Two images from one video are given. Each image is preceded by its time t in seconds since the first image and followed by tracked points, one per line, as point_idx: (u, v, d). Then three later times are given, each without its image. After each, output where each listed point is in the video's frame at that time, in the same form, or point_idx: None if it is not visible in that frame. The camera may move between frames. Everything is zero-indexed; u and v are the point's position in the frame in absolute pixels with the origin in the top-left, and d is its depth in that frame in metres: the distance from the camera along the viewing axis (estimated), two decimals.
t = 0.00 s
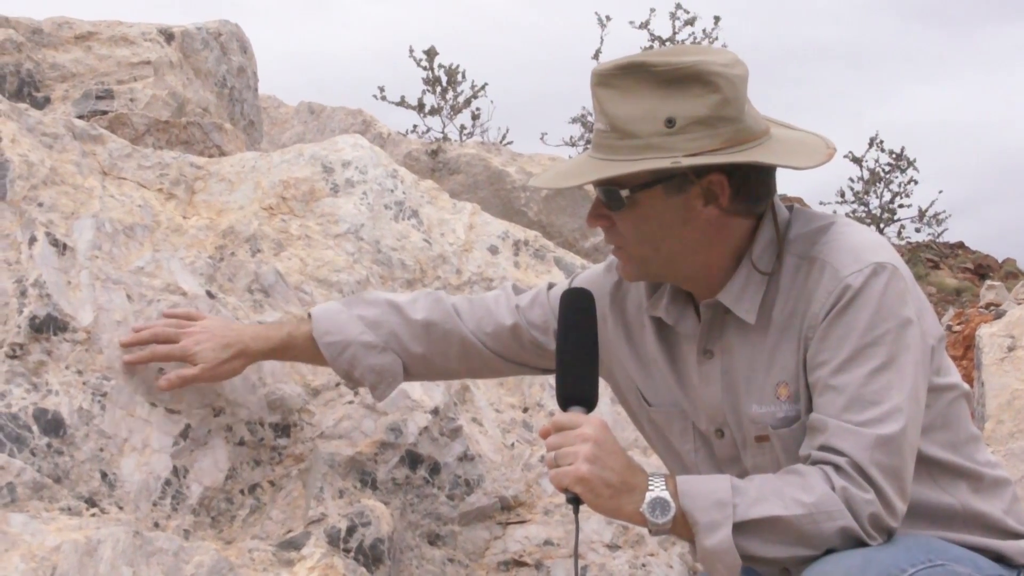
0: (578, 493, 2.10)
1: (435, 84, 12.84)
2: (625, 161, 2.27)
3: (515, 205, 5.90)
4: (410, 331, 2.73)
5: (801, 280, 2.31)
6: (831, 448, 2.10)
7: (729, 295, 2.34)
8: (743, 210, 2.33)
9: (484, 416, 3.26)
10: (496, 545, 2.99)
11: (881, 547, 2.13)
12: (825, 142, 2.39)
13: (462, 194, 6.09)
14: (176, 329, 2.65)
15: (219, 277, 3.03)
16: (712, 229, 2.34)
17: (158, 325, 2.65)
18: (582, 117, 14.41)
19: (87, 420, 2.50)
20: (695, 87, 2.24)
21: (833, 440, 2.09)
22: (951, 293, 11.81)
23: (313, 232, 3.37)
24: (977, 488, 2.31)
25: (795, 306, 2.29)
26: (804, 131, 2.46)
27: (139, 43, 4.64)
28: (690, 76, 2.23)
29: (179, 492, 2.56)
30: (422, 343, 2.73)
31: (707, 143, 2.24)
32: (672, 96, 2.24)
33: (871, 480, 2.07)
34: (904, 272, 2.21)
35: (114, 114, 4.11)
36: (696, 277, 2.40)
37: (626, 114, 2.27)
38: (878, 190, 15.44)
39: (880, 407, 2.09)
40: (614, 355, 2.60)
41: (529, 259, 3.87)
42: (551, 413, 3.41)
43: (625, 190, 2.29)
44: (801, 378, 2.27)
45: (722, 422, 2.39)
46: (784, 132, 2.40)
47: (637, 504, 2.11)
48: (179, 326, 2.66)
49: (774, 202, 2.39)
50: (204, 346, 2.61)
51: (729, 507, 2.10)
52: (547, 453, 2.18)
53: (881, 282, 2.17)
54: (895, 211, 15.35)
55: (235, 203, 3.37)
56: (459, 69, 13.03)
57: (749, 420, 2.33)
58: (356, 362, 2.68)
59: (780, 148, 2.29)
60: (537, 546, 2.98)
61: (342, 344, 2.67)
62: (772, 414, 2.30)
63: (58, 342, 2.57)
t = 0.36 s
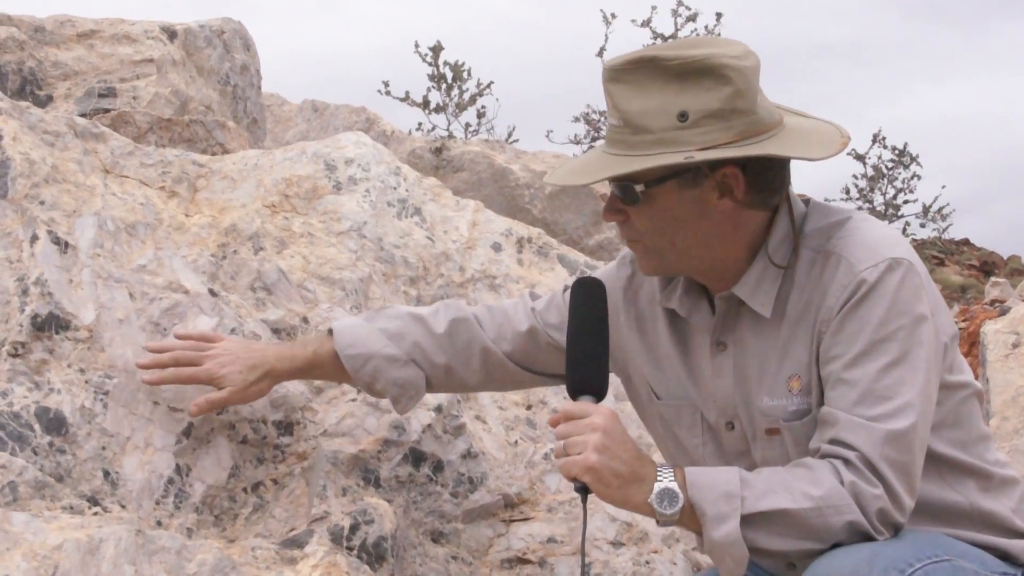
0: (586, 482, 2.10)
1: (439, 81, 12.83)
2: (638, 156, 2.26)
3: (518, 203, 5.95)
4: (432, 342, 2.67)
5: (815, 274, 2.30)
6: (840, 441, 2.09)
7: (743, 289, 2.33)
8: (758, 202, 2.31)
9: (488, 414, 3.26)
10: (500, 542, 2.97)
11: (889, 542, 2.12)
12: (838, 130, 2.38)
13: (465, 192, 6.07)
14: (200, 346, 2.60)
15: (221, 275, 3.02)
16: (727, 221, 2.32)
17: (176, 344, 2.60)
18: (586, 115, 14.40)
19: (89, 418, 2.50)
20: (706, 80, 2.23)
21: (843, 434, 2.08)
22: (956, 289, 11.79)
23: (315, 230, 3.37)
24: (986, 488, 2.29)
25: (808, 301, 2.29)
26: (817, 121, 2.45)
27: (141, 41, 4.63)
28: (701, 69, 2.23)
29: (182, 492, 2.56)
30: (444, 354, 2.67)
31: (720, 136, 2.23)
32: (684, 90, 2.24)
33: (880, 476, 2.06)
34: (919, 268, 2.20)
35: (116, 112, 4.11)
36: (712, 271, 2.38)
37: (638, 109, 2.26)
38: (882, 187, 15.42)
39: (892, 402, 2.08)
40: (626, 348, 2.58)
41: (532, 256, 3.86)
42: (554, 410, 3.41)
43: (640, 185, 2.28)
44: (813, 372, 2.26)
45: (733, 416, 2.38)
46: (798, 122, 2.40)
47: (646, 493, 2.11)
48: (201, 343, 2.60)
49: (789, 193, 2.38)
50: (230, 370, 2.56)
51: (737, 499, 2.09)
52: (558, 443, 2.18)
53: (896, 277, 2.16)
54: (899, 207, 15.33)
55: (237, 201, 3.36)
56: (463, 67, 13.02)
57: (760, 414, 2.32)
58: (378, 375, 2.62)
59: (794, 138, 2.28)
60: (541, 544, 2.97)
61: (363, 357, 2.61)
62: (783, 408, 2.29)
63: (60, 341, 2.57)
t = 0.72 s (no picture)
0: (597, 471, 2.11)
1: (443, 79, 12.83)
2: (669, 145, 2.25)
3: (522, 202, 5.95)
4: (463, 364, 2.72)
5: (836, 273, 2.30)
6: (855, 439, 2.08)
7: (763, 284, 2.33)
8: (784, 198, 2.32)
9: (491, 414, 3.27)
10: (503, 541, 2.96)
11: (898, 542, 2.10)
12: (866, 131, 2.38)
13: (468, 190, 5.95)
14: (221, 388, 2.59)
15: (224, 274, 3.03)
16: (752, 216, 2.33)
17: (206, 386, 2.57)
18: (589, 113, 14.40)
19: (92, 417, 2.50)
20: (740, 72, 2.23)
21: (857, 431, 2.07)
22: (961, 288, 11.78)
23: (318, 229, 3.37)
24: (1000, 493, 2.29)
25: (828, 299, 2.28)
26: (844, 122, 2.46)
27: (145, 40, 4.63)
28: (736, 60, 2.22)
29: (184, 491, 2.54)
30: (475, 374, 2.73)
31: (752, 128, 2.22)
32: (717, 80, 2.24)
33: (894, 475, 2.05)
34: (940, 270, 2.19)
35: (120, 112, 4.11)
36: (736, 264, 2.39)
37: (671, 98, 2.26)
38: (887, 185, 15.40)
39: (909, 401, 2.07)
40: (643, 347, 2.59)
41: (536, 254, 3.86)
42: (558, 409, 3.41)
43: (668, 175, 2.28)
44: (831, 370, 2.25)
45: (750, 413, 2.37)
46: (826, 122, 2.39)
47: (656, 485, 2.10)
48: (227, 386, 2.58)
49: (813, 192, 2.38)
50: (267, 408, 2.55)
51: (748, 493, 2.08)
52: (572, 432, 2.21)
53: (917, 277, 2.16)
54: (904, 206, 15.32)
55: (240, 200, 3.36)
56: (467, 66, 13.02)
57: (775, 411, 2.31)
58: (410, 399, 2.67)
59: (824, 135, 2.28)
60: (545, 543, 2.97)
61: (396, 382, 2.65)
62: (800, 405, 2.28)
63: (63, 340, 2.57)
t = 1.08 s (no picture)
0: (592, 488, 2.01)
1: (445, 80, 12.83)
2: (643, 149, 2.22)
3: (525, 200, 5.94)
4: (414, 363, 2.53)
5: (812, 271, 2.25)
6: (844, 438, 2.03)
7: (739, 287, 2.28)
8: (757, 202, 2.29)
9: (494, 413, 3.28)
10: (506, 540, 2.97)
11: (895, 538, 2.07)
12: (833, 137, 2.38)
13: (470, 189, 6.05)
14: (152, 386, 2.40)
15: (227, 274, 3.04)
16: (726, 220, 2.30)
17: (132, 388, 2.37)
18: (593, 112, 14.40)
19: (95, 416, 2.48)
20: (715, 76, 2.20)
21: (847, 430, 2.03)
22: (966, 286, 11.79)
23: (321, 228, 3.37)
24: (989, 480, 2.24)
25: (807, 298, 2.23)
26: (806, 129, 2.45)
27: (148, 40, 4.64)
28: (709, 64, 2.20)
29: (188, 489, 2.56)
30: (429, 374, 2.54)
31: (727, 131, 2.20)
32: (693, 84, 2.21)
33: (887, 472, 2.01)
34: (916, 262, 2.16)
35: (123, 111, 4.12)
36: (710, 270, 2.35)
37: (644, 102, 2.22)
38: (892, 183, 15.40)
39: (894, 396, 2.03)
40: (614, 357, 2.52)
41: (538, 253, 3.86)
42: (560, 408, 3.42)
43: (643, 179, 2.24)
44: (815, 369, 2.20)
45: (734, 417, 2.33)
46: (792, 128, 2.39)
47: (651, 498, 2.03)
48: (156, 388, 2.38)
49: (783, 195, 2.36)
50: (195, 412, 2.36)
51: (744, 500, 2.02)
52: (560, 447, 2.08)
53: (895, 271, 2.12)
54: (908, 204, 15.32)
55: (243, 199, 3.37)
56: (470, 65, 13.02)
57: (761, 414, 2.26)
58: (363, 400, 2.48)
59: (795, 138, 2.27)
60: (547, 541, 2.96)
61: (346, 384, 2.47)
62: (784, 407, 2.23)
63: (66, 340, 2.57)
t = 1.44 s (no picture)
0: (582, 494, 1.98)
1: (444, 78, 12.83)
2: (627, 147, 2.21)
3: (526, 198, 5.90)
4: (393, 367, 2.52)
5: (790, 271, 2.24)
6: (830, 437, 2.02)
7: (716, 288, 2.27)
8: (738, 203, 2.31)
9: (493, 410, 3.28)
10: (505, 536, 2.97)
11: (885, 533, 2.06)
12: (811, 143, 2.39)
13: (471, 186, 6.06)
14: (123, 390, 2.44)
15: (225, 272, 3.04)
16: (707, 221, 2.30)
17: (105, 391, 2.42)
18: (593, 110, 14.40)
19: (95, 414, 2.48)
20: (698, 76, 2.21)
21: (833, 428, 2.01)
22: (967, 281, 11.79)
23: (319, 226, 3.37)
24: (978, 470, 2.21)
25: (787, 297, 2.22)
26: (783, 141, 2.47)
27: (147, 38, 4.64)
28: (693, 65, 2.20)
29: (188, 487, 2.57)
30: (408, 380, 2.54)
31: (710, 131, 2.20)
32: (677, 85, 2.21)
33: (875, 468, 1.99)
34: (892, 258, 2.14)
35: (122, 110, 4.12)
36: (690, 273, 2.34)
37: (628, 101, 2.22)
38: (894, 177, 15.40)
39: (878, 392, 2.01)
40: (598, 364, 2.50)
41: (537, 250, 3.86)
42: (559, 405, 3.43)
43: (625, 177, 2.24)
44: (797, 369, 2.18)
45: (721, 418, 2.31)
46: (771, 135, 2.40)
47: (640, 502, 2.01)
48: (128, 391, 2.43)
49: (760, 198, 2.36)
50: (164, 414, 2.41)
51: (734, 501, 2.01)
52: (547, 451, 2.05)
53: (870, 268, 2.10)
54: (909, 199, 15.32)
55: (242, 197, 3.38)
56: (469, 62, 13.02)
57: (747, 415, 2.24)
58: (340, 408, 2.50)
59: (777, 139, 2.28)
60: (546, 537, 2.96)
61: (324, 391, 2.48)
62: (770, 407, 2.21)
63: (65, 338, 2.57)
